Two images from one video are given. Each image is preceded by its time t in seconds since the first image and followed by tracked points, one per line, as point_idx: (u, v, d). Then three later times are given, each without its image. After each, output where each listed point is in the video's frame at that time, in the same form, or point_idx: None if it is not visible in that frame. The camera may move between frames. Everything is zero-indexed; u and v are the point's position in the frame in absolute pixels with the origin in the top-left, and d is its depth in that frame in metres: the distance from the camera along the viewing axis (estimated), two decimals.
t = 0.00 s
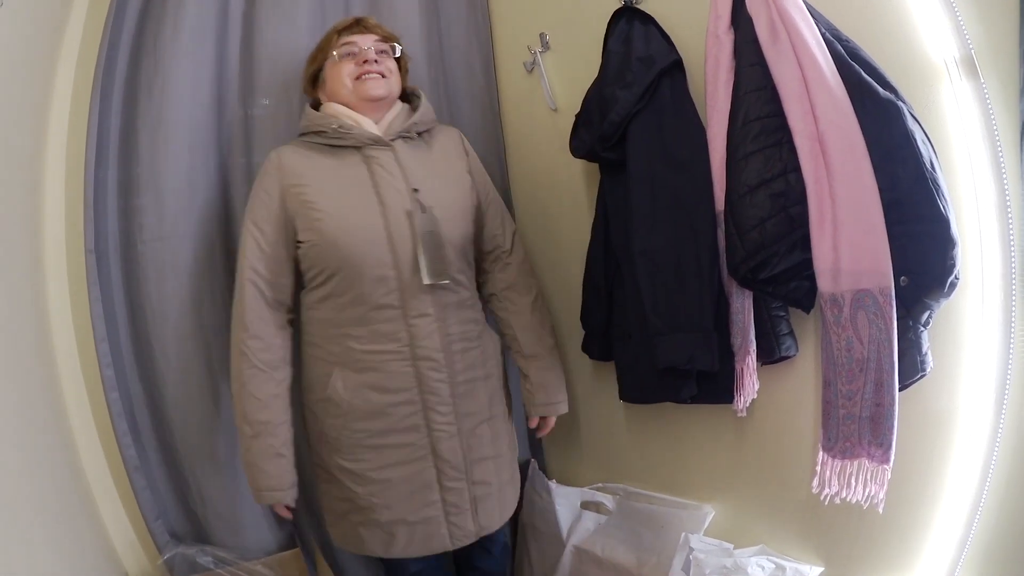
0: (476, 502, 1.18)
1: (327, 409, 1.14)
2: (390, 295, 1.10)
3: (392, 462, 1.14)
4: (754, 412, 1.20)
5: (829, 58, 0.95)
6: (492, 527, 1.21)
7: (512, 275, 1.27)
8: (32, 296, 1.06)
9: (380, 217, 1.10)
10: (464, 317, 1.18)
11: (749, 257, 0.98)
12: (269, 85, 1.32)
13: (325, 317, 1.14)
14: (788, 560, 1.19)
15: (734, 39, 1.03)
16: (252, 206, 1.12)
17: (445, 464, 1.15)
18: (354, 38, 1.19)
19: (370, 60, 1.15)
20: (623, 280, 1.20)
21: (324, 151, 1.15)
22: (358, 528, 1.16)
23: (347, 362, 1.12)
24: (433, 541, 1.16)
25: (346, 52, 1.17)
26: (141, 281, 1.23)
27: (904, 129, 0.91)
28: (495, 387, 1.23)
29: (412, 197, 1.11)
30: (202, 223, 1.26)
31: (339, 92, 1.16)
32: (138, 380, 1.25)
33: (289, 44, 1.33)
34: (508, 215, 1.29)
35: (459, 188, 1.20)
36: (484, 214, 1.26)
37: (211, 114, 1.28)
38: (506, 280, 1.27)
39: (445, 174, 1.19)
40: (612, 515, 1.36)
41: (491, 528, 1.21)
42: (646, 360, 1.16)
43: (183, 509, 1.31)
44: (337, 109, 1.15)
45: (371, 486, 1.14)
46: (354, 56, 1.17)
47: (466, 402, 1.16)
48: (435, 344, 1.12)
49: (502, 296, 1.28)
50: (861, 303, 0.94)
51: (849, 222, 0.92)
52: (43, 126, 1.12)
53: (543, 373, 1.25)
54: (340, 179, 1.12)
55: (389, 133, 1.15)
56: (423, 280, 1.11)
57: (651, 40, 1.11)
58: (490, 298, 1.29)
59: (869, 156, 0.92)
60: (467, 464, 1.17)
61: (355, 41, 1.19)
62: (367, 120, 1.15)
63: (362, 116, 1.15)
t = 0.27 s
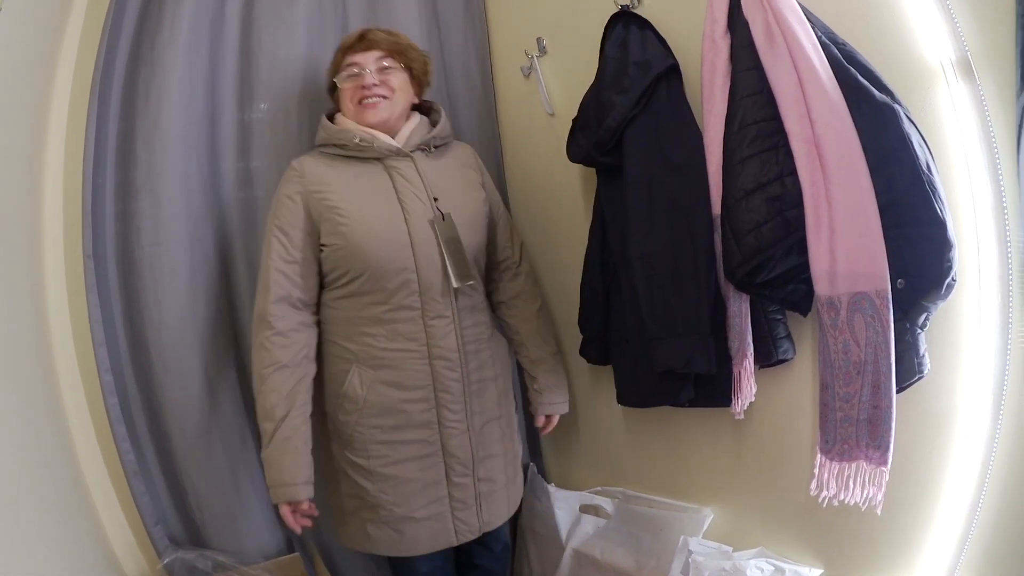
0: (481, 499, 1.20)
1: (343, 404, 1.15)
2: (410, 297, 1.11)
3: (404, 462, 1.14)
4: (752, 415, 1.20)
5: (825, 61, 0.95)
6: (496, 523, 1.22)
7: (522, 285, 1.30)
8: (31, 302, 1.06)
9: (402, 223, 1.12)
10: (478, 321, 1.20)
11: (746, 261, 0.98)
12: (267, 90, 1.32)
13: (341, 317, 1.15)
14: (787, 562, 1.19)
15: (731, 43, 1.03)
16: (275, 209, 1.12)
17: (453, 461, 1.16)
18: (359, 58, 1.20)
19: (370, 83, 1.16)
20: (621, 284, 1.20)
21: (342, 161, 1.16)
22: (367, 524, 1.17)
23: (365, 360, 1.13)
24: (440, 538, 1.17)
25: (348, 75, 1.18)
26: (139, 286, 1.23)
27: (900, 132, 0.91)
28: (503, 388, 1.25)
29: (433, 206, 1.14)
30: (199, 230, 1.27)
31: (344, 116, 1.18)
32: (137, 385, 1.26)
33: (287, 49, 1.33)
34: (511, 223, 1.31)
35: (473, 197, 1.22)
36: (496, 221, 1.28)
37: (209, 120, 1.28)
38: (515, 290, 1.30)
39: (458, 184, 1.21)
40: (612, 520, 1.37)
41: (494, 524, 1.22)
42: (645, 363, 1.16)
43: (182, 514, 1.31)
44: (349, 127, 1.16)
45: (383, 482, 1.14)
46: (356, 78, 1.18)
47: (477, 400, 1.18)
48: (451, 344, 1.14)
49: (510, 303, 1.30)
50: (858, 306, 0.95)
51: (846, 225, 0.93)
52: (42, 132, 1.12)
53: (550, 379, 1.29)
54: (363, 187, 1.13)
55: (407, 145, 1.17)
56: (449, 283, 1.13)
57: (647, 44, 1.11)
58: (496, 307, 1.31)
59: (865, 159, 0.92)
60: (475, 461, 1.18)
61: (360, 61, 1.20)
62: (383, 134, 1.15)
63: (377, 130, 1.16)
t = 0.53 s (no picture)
0: (486, 498, 1.20)
1: (350, 401, 1.16)
2: (412, 300, 1.12)
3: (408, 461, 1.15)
4: (759, 416, 1.20)
5: (832, 63, 0.95)
6: (500, 523, 1.22)
7: (532, 290, 1.30)
8: (40, 303, 1.07)
9: (405, 225, 1.12)
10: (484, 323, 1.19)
11: (753, 262, 0.98)
12: (275, 91, 1.32)
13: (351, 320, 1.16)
14: (793, 563, 1.20)
15: (737, 44, 1.03)
16: (293, 214, 1.14)
17: (457, 459, 1.16)
18: (381, 68, 1.19)
19: (388, 96, 1.16)
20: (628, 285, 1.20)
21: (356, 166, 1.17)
22: (375, 520, 1.19)
23: (371, 358, 1.14)
24: (444, 536, 1.17)
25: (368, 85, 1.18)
26: (147, 287, 1.24)
27: (907, 133, 0.91)
28: (510, 392, 1.24)
29: (436, 212, 1.14)
30: (207, 229, 1.27)
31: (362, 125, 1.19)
32: (145, 386, 1.26)
33: (295, 51, 1.34)
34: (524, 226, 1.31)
35: (483, 200, 1.22)
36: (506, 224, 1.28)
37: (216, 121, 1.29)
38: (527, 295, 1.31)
39: (467, 188, 1.20)
40: (618, 521, 1.37)
41: (499, 524, 1.22)
42: (651, 364, 1.16)
43: (190, 514, 1.31)
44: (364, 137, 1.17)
45: (389, 479, 1.15)
46: (376, 88, 1.18)
47: (481, 402, 1.18)
48: (453, 345, 1.14)
49: (520, 306, 1.31)
50: (865, 307, 0.95)
51: (853, 225, 0.93)
52: (50, 133, 1.12)
53: (559, 383, 1.29)
54: (372, 194, 1.13)
55: (417, 154, 1.16)
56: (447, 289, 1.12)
57: (655, 46, 1.11)
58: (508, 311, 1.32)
59: (872, 160, 0.92)
60: (479, 461, 1.18)
61: (382, 71, 1.19)
62: (395, 145, 1.16)
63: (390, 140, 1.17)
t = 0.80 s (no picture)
0: (480, 498, 1.19)
1: (344, 398, 1.16)
2: (405, 295, 1.12)
3: (400, 460, 1.15)
4: (760, 415, 1.20)
5: (833, 61, 0.95)
6: (495, 524, 1.21)
7: (525, 289, 1.30)
8: (41, 300, 1.07)
9: (397, 222, 1.13)
10: (477, 321, 1.18)
11: (755, 261, 0.98)
12: (276, 90, 1.32)
13: (344, 315, 1.17)
14: (793, 562, 1.20)
15: (739, 43, 1.03)
16: (291, 213, 1.16)
17: (450, 458, 1.16)
18: (368, 71, 1.21)
19: (383, 94, 1.17)
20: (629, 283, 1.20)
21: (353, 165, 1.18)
22: (366, 517, 1.19)
23: (365, 355, 1.14)
24: (437, 534, 1.17)
25: (360, 89, 1.19)
26: (149, 285, 1.24)
27: (908, 132, 0.91)
28: (508, 390, 1.24)
29: (429, 207, 1.14)
30: (208, 227, 1.27)
31: (359, 125, 1.20)
32: (146, 384, 1.26)
33: (296, 49, 1.33)
34: (521, 223, 1.31)
35: (478, 197, 1.21)
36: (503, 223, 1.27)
37: (217, 118, 1.28)
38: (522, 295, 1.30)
39: (464, 186, 1.20)
40: (619, 520, 1.37)
41: (493, 525, 1.21)
42: (652, 364, 1.16)
43: (191, 512, 1.31)
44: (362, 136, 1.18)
45: (381, 476, 1.15)
46: (368, 90, 1.19)
47: (475, 400, 1.17)
48: (446, 342, 1.13)
49: (515, 305, 1.30)
50: (867, 306, 0.95)
51: (854, 225, 0.93)
52: (51, 131, 1.12)
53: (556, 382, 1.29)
54: (366, 191, 1.14)
55: (413, 149, 1.17)
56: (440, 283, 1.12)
57: (656, 45, 1.11)
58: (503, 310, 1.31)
59: (874, 159, 0.92)
60: (472, 460, 1.17)
61: (370, 73, 1.21)
62: (392, 141, 1.16)
63: (388, 137, 1.17)
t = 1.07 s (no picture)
0: (476, 500, 1.18)
1: (338, 399, 1.16)
2: (397, 295, 1.12)
3: (395, 461, 1.15)
4: (760, 415, 1.20)
5: (834, 61, 0.95)
6: (491, 527, 1.21)
7: (523, 287, 1.29)
8: (41, 299, 1.07)
9: (390, 222, 1.13)
10: (470, 320, 1.18)
11: (756, 260, 0.98)
12: (277, 89, 1.32)
13: (337, 316, 1.17)
14: (793, 563, 1.20)
15: (740, 43, 1.03)
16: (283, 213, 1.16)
17: (445, 460, 1.15)
18: (359, 71, 1.21)
19: (374, 92, 1.17)
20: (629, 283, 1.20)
21: (350, 163, 1.18)
22: (362, 518, 1.19)
23: (358, 355, 1.14)
24: (432, 536, 1.17)
25: (352, 89, 1.19)
26: (149, 284, 1.24)
27: (910, 132, 0.91)
28: (506, 389, 1.24)
29: (421, 206, 1.13)
30: (209, 226, 1.27)
31: (351, 125, 1.20)
32: (147, 383, 1.26)
33: (297, 48, 1.33)
34: (518, 221, 1.30)
35: (472, 195, 1.20)
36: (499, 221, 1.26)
37: (218, 117, 1.28)
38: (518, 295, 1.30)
39: (458, 185, 1.20)
40: (619, 520, 1.37)
41: (490, 528, 1.21)
42: (652, 364, 1.16)
43: (191, 511, 1.31)
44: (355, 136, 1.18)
45: (377, 477, 1.15)
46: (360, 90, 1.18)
47: (470, 400, 1.17)
48: (439, 342, 1.13)
49: (511, 305, 1.30)
50: (867, 306, 0.95)
51: (855, 225, 0.93)
52: (51, 130, 1.12)
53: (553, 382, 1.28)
54: (360, 191, 1.14)
55: (405, 148, 1.17)
56: (431, 281, 1.12)
57: (658, 45, 1.11)
58: (498, 309, 1.31)
59: (875, 159, 0.92)
60: (468, 460, 1.17)
61: (360, 73, 1.20)
62: (384, 140, 1.16)
63: (380, 136, 1.17)
